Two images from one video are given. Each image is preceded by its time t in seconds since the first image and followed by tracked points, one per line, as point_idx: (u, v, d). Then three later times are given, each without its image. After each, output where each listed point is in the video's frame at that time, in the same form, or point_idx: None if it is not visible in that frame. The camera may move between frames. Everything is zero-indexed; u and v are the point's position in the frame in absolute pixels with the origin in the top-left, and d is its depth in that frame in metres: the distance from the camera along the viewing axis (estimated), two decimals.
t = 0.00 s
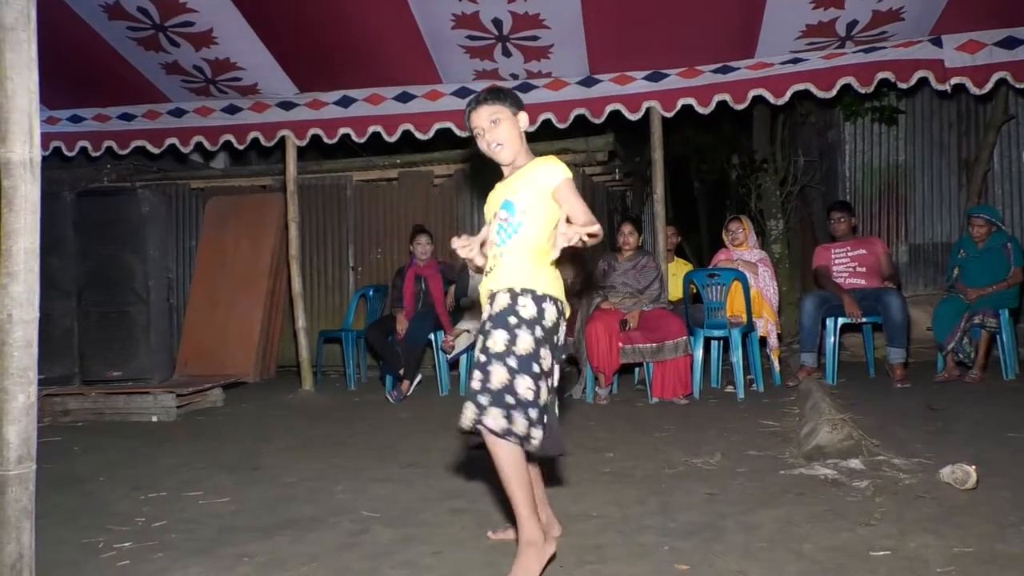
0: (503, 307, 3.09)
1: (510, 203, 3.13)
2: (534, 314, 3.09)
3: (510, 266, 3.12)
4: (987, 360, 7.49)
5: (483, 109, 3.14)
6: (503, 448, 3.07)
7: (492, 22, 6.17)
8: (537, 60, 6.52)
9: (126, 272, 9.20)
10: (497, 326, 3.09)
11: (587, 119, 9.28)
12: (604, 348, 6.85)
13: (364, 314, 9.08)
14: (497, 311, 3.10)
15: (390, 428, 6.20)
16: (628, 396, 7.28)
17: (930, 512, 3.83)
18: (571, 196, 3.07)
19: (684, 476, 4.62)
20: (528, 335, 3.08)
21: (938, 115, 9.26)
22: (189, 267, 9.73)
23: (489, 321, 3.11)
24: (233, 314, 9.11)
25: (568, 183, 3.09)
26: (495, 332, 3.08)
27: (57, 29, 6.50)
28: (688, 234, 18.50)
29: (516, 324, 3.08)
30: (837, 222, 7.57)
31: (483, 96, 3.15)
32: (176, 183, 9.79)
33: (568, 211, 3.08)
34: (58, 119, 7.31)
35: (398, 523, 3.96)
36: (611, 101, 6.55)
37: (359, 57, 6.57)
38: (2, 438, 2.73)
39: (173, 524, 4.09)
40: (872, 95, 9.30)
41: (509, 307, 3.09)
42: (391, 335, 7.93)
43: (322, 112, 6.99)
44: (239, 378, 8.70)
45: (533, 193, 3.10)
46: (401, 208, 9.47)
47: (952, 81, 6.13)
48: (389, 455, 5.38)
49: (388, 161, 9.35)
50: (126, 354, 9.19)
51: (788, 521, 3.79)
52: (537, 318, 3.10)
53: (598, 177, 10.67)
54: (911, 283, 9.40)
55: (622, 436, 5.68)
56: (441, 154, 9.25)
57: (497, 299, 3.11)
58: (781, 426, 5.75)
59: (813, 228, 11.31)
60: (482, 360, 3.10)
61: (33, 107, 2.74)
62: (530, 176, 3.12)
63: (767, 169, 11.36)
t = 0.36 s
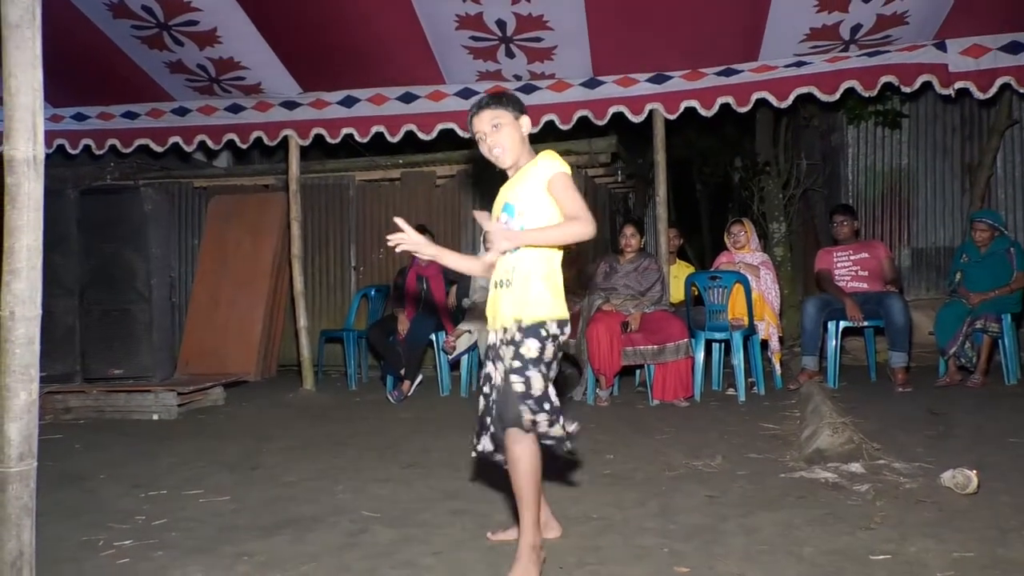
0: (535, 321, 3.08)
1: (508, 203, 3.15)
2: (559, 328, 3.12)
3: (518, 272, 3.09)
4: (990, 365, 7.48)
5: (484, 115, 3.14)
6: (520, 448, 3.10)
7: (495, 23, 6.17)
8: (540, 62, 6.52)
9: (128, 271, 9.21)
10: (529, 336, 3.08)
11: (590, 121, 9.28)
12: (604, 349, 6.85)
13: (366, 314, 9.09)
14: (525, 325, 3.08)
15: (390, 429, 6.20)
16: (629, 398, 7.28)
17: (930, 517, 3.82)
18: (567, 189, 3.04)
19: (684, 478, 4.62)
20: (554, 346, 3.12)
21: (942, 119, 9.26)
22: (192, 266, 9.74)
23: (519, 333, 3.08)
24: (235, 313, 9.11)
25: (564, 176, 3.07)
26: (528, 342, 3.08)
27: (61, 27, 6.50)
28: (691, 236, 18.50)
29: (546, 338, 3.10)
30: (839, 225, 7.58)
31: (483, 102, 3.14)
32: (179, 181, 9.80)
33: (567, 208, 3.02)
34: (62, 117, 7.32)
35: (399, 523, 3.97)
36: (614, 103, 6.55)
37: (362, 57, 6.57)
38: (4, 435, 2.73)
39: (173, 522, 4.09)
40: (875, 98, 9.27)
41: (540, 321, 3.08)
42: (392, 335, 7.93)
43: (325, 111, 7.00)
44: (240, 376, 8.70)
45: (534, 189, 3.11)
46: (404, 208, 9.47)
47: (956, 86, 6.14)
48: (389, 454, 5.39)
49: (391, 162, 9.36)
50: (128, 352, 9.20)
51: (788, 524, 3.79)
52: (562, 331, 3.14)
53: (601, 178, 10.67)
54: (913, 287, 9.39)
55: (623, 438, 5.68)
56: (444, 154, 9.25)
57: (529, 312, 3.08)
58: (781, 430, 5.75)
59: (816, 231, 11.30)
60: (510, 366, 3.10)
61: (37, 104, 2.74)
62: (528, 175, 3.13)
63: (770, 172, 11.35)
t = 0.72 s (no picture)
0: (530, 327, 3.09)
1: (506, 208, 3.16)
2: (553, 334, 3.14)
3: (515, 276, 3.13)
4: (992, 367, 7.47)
5: (489, 115, 3.13)
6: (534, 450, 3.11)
7: (497, 24, 6.17)
8: (543, 62, 6.52)
9: (130, 271, 9.23)
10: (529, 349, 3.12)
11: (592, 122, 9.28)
12: (604, 350, 6.89)
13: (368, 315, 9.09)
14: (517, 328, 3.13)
15: (392, 429, 6.20)
16: (630, 399, 7.28)
17: (932, 519, 3.82)
18: (560, 189, 3.05)
19: (685, 480, 4.62)
20: (553, 355, 3.15)
21: (944, 121, 9.25)
22: (193, 266, 9.75)
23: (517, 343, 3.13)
24: (236, 313, 9.12)
25: (560, 176, 3.09)
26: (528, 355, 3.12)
27: (63, 27, 6.50)
28: (693, 237, 18.50)
29: (538, 346, 3.12)
30: (841, 227, 7.57)
31: (489, 102, 3.14)
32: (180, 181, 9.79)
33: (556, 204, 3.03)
34: (65, 117, 7.33)
35: (399, 523, 3.97)
36: (616, 104, 6.55)
37: (364, 57, 6.57)
38: (5, 435, 2.73)
39: (174, 522, 4.09)
40: (878, 100, 9.28)
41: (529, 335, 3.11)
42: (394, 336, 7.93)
43: (327, 112, 7.01)
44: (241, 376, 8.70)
45: (530, 190, 3.12)
46: (405, 208, 9.48)
47: (958, 87, 6.13)
48: (390, 455, 5.39)
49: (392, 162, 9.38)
50: (130, 352, 9.21)
51: (789, 526, 3.79)
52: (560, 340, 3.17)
53: (603, 179, 10.66)
54: (915, 289, 9.38)
55: (624, 439, 5.67)
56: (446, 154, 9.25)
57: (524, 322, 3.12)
58: (783, 431, 5.74)
59: (817, 233, 11.29)
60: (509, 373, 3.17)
61: (40, 104, 2.73)
62: (526, 178, 3.14)
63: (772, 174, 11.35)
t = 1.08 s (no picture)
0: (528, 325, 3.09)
1: (517, 209, 3.12)
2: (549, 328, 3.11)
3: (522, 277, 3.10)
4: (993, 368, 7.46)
5: (487, 113, 3.13)
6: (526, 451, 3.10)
7: (499, 24, 6.17)
8: (544, 63, 6.52)
9: (131, 272, 9.25)
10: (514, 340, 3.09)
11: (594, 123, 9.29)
12: (606, 350, 6.89)
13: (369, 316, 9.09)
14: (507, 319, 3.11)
15: (393, 430, 6.20)
16: (631, 400, 7.27)
17: (934, 520, 3.82)
18: (570, 195, 3.05)
19: (687, 480, 4.62)
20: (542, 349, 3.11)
21: (945, 122, 9.25)
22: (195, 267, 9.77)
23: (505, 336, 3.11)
24: (238, 314, 9.12)
25: (568, 181, 3.08)
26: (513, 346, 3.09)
27: (65, 28, 6.50)
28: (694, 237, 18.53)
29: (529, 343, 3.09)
30: (843, 228, 7.56)
31: (486, 99, 3.13)
32: (182, 182, 9.69)
33: (567, 210, 3.03)
34: (67, 118, 7.33)
35: (401, 524, 3.97)
36: (617, 104, 6.54)
37: (366, 58, 6.57)
38: (6, 435, 2.73)
39: (175, 522, 4.09)
40: (880, 101, 9.28)
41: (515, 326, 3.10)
42: (395, 336, 7.93)
43: (329, 112, 7.01)
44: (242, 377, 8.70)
45: (537, 194, 3.10)
46: (407, 209, 9.48)
47: (960, 88, 6.13)
48: (392, 456, 5.39)
49: (393, 163, 9.35)
50: (132, 353, 9.23)
51: (790, 527, 3.79)
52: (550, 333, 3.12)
53: (604, 180, 10.66)
54: (917, 290, 9.38)
55: (625, 440, 5.67)
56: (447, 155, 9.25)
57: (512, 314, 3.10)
58: (784, 432, 5.74)
59: (819, 233, 11.29)
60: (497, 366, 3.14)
61: (42, 105, 2.73)
62: (533, 182, 3.11)
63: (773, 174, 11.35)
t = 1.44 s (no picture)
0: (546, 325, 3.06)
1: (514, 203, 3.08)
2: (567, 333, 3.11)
3: (527, 276, 3.07)
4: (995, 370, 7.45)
5: (488, 102, 3.14)
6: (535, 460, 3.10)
7: (501, 24, 6.16)
8: (546, 63, 6.52)
9: (133, 271, 9.25)
10: (538, 347, 3.06)
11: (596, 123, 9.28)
12: (608, 350, 6.89)
13: (371, 316, 9.09)
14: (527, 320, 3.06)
15: (394, 430, 6.19)
16: (632, 400, 7.27)
17: (935, 522, 3.81)
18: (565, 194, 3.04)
19: (688, 481, 4.61)
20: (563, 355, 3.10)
21: (948, 124, 9.24)
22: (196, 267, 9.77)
23: (529, 342, 3.06)
24: (239, 313, 9.12)
25: (565, 180, 3.05)
26: (538, 352, 3.06)
27: (67, 27, 6.50)
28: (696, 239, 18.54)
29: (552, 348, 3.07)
30: (845, 229, 7.54)
31: (490, 89, 3.14)
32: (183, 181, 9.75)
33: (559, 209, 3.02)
34: (69, 117, 7.33)
35: (402, 524, 3.97)
36: (619, 105, 6.54)
37: (368, 58, 6.57)
38: (8, 435, 2.72)
39: (176, 522, 4.09)
40: (882, 102, 9.28)
41: (549, 328, 3.06)
42: (397, 336, 7.93)
43: (330, 112, 7.01)
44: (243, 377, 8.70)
45: (534, 187, 3.08)
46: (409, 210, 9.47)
47: (963, 90, 6.13)
48: (393, 456, 5.39)
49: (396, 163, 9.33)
50: (134, 352, 9.24)
51: (791, 528, 3.78)
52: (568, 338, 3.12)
53: (606, 181, 10.66)
54: (918, 292, 9.37)
55: (626, 441, 5.67)
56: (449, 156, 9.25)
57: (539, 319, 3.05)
58: (786, 434, 5.73)
59: (821, 235, 11.28)
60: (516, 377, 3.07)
61: (44, 104, 2.73)
62: (530, 174, 3.09)
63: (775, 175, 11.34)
